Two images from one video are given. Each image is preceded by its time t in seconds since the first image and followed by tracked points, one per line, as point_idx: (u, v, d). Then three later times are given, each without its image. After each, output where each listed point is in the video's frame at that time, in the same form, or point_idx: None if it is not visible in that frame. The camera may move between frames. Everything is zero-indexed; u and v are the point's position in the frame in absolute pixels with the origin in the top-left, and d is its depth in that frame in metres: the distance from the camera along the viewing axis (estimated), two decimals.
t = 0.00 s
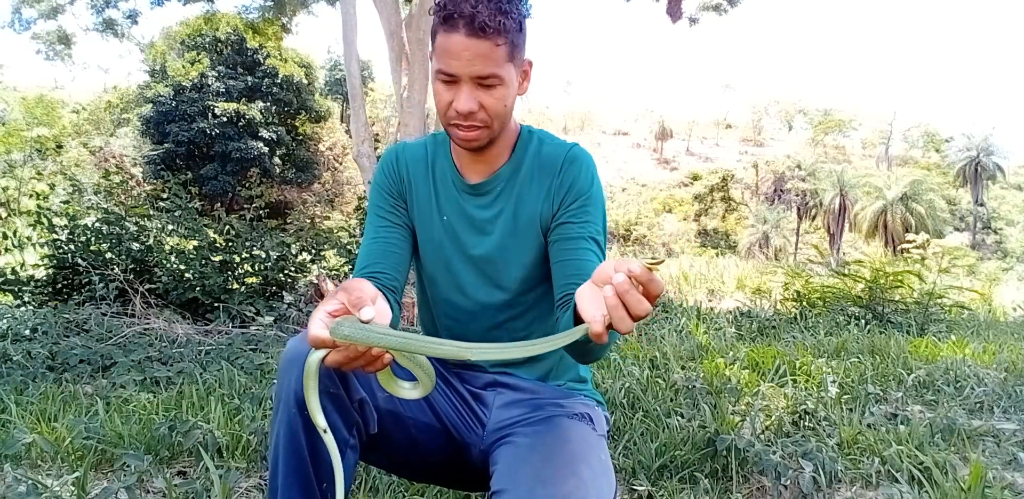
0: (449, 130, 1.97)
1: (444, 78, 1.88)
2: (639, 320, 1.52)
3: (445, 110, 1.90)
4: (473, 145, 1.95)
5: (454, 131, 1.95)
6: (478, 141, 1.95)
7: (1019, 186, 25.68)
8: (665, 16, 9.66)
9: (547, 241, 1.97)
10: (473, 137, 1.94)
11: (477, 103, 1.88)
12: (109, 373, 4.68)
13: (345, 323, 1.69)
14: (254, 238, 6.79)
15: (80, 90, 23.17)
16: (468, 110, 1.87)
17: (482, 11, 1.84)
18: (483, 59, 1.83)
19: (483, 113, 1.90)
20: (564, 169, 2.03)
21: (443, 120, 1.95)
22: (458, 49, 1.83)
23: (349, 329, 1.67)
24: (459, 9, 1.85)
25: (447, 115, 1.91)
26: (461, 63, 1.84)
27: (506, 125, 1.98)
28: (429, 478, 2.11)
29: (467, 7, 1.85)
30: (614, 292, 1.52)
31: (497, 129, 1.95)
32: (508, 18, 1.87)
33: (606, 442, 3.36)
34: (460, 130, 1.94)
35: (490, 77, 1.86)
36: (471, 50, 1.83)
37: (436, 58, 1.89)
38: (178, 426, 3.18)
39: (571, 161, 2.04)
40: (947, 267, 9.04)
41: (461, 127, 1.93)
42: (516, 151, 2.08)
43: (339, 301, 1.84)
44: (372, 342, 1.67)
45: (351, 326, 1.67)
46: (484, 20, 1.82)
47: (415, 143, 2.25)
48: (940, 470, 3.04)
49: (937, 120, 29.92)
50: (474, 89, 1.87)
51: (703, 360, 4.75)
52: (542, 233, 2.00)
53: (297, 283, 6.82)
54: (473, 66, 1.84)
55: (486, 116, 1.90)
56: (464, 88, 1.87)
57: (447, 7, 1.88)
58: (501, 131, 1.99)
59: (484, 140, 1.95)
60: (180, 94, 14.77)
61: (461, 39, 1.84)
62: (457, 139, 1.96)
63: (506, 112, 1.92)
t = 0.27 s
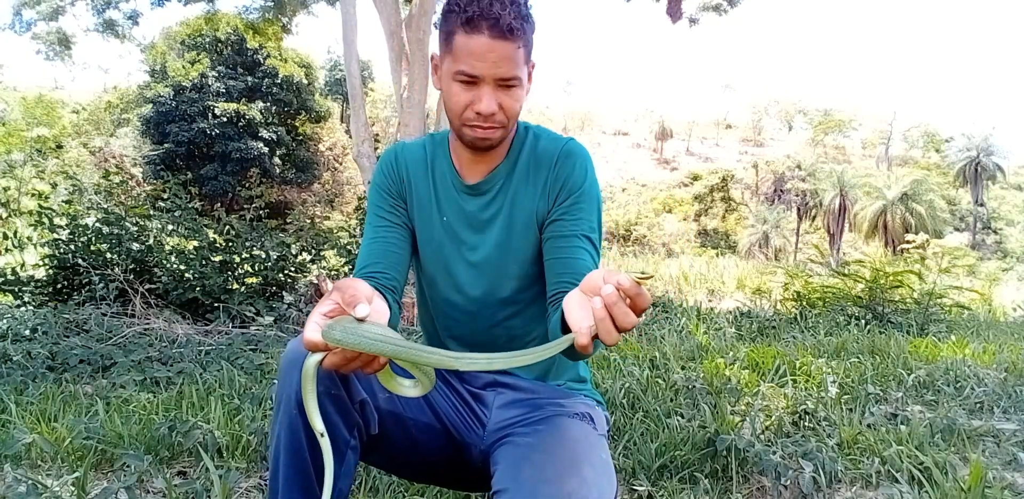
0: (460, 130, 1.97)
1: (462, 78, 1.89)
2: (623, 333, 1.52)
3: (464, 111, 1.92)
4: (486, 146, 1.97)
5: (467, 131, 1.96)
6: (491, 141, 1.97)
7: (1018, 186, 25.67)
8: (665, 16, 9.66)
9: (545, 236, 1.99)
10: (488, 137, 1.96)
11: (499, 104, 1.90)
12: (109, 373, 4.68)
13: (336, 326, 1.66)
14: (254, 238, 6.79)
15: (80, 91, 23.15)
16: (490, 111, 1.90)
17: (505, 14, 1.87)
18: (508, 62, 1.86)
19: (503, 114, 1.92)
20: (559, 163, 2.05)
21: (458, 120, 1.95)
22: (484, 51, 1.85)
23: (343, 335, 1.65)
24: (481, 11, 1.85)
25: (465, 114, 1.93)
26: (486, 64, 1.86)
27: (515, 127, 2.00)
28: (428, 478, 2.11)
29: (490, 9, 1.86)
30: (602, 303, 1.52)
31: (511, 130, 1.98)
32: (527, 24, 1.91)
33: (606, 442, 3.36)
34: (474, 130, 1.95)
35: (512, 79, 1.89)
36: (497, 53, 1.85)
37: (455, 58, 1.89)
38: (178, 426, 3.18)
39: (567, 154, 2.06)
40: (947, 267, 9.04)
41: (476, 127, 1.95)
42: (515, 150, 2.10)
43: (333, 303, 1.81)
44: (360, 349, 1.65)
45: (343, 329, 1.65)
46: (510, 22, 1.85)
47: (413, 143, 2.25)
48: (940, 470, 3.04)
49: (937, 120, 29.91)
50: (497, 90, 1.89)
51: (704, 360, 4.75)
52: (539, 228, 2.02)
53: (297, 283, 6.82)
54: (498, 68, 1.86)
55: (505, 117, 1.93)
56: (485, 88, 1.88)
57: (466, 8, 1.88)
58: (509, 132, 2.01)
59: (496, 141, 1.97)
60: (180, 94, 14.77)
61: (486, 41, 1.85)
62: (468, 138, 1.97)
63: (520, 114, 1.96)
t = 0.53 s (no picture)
0: (466, 128, 1.98)
1: (473, 75, 1.90)
2: (630, 347, 1.51)
3: (474, 108, 1.92)
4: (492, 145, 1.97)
5: (475, 130, 1.96)
6: (498, 141, 1.97)
7: (1018, 186, 25.65)
8: (665, 16, 9.66)
9: (545, 238, 1.99)
10: (495, 136, 1.96)
11: (510, 101, 1.91)
12: (109, 373, 4.68)
13: (344, 323, 1.67)
14: (255, 238, 6.79)
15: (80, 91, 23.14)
16: (502, 108, 1.91)
17: (517, 13, 1.89)
18: (520, 59, 1.88)
19: (513, 112, 1.93)
20: (559, 163, 2.05)
21: (466, 117, 1.96)
22: (497, 48, 1.87)
23: (351, 329, 1.66)
24: (492, 8, 1.88)
25: (474, 111, 1.93)
26: (498, 61, 1.87)
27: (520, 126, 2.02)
28: (426, 478, 2.11)
29: (503, 6, 1.88)
30: (611, 315, 1.53)
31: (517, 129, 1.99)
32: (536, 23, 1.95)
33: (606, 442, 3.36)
34: (481, 128, 1.95)
35: (521, 77, 1.91)
36: (509, 50, 1.87)
37: (466, 55, 1.90)
38: (178, 426, 3.18)
39: (567, 155, 2.06)
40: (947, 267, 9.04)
41: (484, 126, 1.95)
42: (515, 150, 2.10)
43: (335, 300, 1.81)
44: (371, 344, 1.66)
45: (351, 326, 1.66)
46: (521, 20, 1.88)
47: (412, 143, 2.25)
48: (940, 470, 3.04)
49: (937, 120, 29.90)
50: (509, 87, 1.91)
51: (703, 360, 4.75)
52: (538, 229, 2.01)
53: (297, 283, 6.83)
54: (511, 64, 1.88)
55: (514, 116, 1.94)
56: (497, 85, 1.90)
57: (477, 6, 1.90)
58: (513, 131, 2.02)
59: (503, 140, 1.98)
60: (180, 94, 14.76)
61: (498, 38, 1.87)
62: (475, 137, 1.97)
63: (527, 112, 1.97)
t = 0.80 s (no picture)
0: (471, 125, 1.97)
1: (480, 71, 1.90)
2: (624, 329, 1.52)
3: (480, 105, 1.92)
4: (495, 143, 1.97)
5: (480, 127, 1.96)
6: (501, 139, 1.97)
7: (1017, 186, 25.65)
8: (665, 16, 9.66)
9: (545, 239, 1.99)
10: (500, 134, 1.96)
11: (516, 99, 1.91)
12: (109, 373, 4.68)
13: (340, 325, 1.65)
14: (254, 238, 6.79)
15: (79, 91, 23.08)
16: (507, 104, 1.90)
17: (526, 12, 1.90)
18: (528, 56, 1.89)
19: (518, 111, 1.93)
20: (561, 165, 2.05)
21: (471, 114, 1.96)
22: (506, 45, 1.87)
23: (346, 331, 1.64)
24: (501, 6, 1.88)
25: (480, 109, 1.93)
26: (506, 58, 1.87)
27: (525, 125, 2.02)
28: (425, 478, 2.12)
29: (514, 4, 1.89)
30: (597, 306, 1.52)
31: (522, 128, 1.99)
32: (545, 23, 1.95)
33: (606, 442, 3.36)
34: (486, 126, 1.95)
35: (527, 75, 1.91)
36: (518, 47, 1.87)
37: (473, 51, 1.90)
38: (178, 426, 3.18)
39: (568, 157, 2.06)
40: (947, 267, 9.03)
41: (490, 122, 1.95)
42: (517, 150, 2.10)
43: (333, 300, 1.79)
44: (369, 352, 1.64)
45: (349, 331, 1.64)
46: (531, 19, 1.88)
47: (413, 142, 2.26)
48: (940, 470, 3.04)
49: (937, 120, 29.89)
50: (516, 85, 1.91)
51: (703, 360, 4.75)
52: (539, 229, 2.01)
53: (297, 283, 6.83)
54: (518, 62, 1.88)
55: (520, 114, 1.94)
56: (503, 82, 1.90)
57: (486, 2, 1.90)
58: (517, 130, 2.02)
59: (506, 139, 1.98)
60: (180, 94, 14.76)
61: (506, 35, 1.87)
62: (478, 134, 1.97)
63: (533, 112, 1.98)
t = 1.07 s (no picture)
0: (487, 123, 1.97)
1: (503, 69, 1.90)
2: (596, 297, 1.56)
3: (500, 102, 1.92)
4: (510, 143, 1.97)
5: (496, 125, 1.96)
6: (516, 140, 1.98)
7: (1017, 186, 25.65)
8: (665, 16, 9.65)
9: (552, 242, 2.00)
10: (516, 134, 1.96)
11: (536, 101, 1.92)
12: (109, 373, 4.68)
13: (320, 316, 1.65)
14: (254, 238, 6.79)
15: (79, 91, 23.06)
16: (526, 105, 1.91)
17: (556, 16, 1.91)
18: (552, 60, 1.89)
19: (536, 113, 1.94)
20: (568, 171, 2.06)
21: (488, 110, 1.96)
22: (533, 45, 1.87)
23: (324, 323, 1.64)
24: (533, 7, 1.89)
25: (499, 107, 1.93)
26: (530, 59, 1.87)
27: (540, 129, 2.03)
28: (426, 478, 2.11)
29: (545, 7, 1.90)
30: (563, 282, 1.55)
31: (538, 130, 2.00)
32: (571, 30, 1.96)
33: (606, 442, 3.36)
34: (503, 124, 1.95)
35: (550, 79, 1.92)
36: (544, 49, 1.87)
37: (498, 47, 1.90)
38: (178, 426, 3.19)
39: (575, 163, 2.07)
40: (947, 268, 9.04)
41: (506, 122, 1.95)
42: (526, 153, 2.11)
43: (315, 293, 1.80)
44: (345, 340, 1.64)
45: (326, 320, 1.64)
46: (561, 24, 1.89)
47: (419, 143, 2.26)
48: (940, 470, 3.04)
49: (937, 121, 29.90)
50: (536, 88, 1.91)
51: (703, 360, 4.75)
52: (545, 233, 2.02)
53: (297, 283, 6.83)
54: (542, 65, 1.88)
55: (536, 117, 1.95)
56: (525, 82, 1.90)
57: (518, 2, 1.91)
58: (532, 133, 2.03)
59: (520, 139, 1.98)
60: (180, 94, 14.77)
61: (534, 35, 1.87)
62: (494, 132, 1.97)
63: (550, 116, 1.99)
